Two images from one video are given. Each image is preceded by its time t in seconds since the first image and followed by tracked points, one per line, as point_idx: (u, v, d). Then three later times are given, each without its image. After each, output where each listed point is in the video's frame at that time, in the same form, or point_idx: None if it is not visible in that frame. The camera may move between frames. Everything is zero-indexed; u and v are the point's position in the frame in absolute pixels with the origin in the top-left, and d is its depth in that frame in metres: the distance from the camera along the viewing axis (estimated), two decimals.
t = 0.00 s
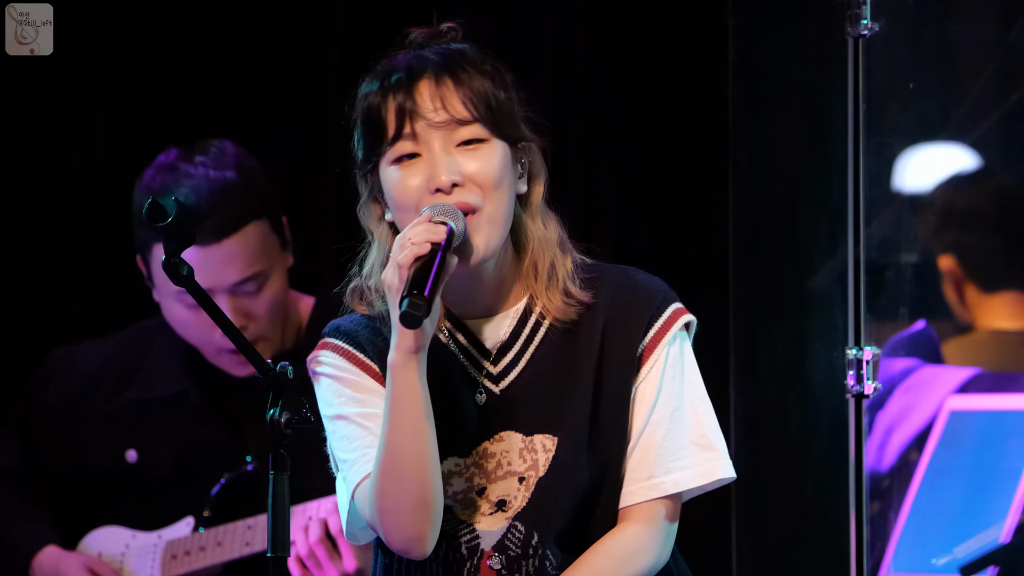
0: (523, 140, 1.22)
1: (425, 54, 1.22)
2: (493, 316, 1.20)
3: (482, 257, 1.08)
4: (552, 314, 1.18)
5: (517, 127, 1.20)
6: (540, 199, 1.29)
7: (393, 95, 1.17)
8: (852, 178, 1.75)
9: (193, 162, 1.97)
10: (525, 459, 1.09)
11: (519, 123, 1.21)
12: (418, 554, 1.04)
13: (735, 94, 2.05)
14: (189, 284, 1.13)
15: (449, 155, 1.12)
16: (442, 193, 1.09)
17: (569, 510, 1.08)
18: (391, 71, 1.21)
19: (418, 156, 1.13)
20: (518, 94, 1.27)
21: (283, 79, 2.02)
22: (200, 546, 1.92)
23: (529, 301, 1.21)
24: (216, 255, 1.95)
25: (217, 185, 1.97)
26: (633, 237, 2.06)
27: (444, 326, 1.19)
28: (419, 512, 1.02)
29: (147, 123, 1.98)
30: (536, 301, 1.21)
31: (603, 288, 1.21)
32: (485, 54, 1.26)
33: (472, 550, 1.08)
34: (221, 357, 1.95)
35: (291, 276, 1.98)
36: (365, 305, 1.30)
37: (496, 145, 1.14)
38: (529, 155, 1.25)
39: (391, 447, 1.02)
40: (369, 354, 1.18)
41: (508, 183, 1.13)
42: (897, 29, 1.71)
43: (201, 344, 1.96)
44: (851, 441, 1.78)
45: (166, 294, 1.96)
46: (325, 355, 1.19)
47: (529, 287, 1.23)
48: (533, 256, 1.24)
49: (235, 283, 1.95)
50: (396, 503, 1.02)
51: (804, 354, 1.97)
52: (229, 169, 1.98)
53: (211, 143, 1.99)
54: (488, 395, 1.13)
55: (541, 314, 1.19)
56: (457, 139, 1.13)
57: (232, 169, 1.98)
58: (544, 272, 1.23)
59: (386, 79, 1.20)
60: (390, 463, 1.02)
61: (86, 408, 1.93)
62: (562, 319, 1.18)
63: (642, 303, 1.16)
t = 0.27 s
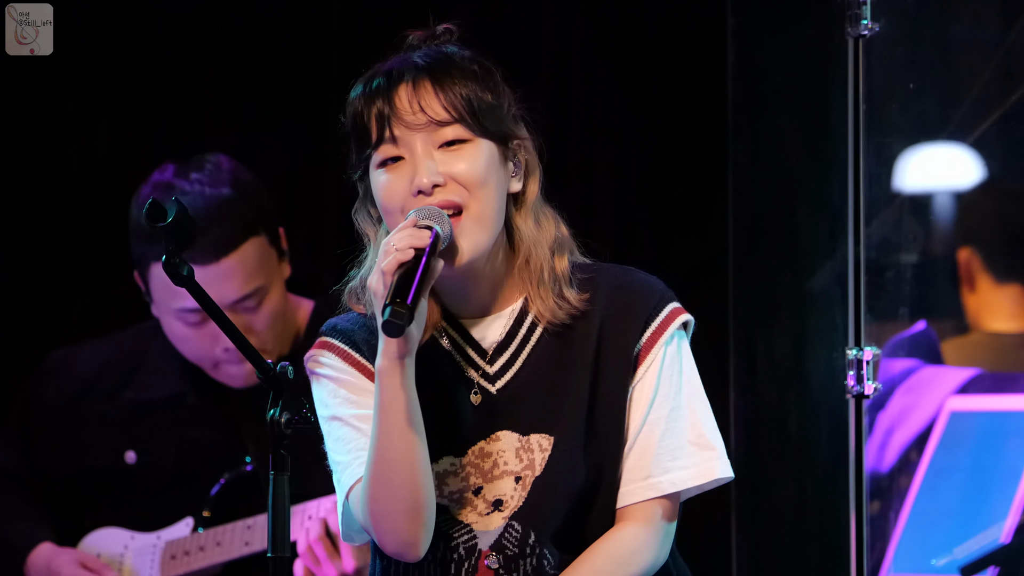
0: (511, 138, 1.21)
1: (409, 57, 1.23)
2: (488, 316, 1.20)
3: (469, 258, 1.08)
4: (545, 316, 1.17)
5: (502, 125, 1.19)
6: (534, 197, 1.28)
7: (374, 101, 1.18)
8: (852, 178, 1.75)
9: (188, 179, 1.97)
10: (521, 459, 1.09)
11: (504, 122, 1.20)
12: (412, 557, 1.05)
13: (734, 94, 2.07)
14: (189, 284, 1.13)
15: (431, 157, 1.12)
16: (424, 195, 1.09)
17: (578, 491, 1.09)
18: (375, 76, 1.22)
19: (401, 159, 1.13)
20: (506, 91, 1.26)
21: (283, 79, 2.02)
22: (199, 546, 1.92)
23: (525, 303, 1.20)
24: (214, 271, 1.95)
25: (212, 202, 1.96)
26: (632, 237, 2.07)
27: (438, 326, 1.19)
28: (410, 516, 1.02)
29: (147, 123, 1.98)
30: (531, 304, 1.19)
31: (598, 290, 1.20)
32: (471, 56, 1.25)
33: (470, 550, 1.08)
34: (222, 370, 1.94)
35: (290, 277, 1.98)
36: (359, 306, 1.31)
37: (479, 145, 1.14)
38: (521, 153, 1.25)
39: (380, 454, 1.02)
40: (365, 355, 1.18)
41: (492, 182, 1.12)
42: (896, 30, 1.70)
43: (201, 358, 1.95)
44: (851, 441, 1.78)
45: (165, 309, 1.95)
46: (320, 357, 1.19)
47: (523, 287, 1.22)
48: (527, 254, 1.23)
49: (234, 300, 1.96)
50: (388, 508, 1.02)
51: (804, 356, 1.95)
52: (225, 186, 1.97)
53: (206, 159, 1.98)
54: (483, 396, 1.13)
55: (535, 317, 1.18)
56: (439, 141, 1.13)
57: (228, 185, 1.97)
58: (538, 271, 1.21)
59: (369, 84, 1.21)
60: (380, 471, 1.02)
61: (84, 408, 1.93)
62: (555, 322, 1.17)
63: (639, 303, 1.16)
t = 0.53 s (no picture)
0: (513, 132, 1.21)
1: (411, 51, 1.23)
2: (488, 309, 1.21)
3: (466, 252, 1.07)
4: (546, 310, 1.18)
5: (505, 120, 1.19)
6: (536, 191, 1.28)
7: (377, 94, 1.18)
8: (852, 178, 1.75)
9: (182, 182, 1.97)
10: (518, 453, 1.09)
11: (506, 117, 1.20)
12: (407, 545, 1.05)
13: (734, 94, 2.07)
14: (189, 284, 1.13)
15: (432, 150, 1.11)
16: (426, 188, 1.08)
17: (572, 490, 1.08)
18: (377, 70, 1.22)
19: (404, 152, 1.13)
20: (509, 86, 1.27)
21: (283, 79, 2.02)
22: (200, 547, 1.91)
23: (525, 297, 1.21)
24: (210, 274, 1.95)
25: (207, 206, 1.96)
26: (633, 237, 2.07)
27: (439, 321, 1.21)
28: (405, 504, 1.02)
29: (147, 123, 1.98)
30: (532, 298, 1.20)
31: (598, 284, 1.20)
32: (474, 51, 1.25)
33: (469, 545, 1.07)
34: (220, 370, 1.95)
35: (291, 277, 1.98)
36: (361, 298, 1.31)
37: (482, 139, 1.14)
38: (524, 148, 1.25)
39: (375, 441, 1.02)
40: (364, 345, 1.18)
41: (492, 176, 1.12)
42: (896, 30, 1.70)
43: (199, 359, 1.95)
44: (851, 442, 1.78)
45: (162, 312, 1.95)
46: (316, 347, 1.19)
47: (524, 280, 1.22)
48: (528, 248, 1.24)
49: (231, 301, 1.96)
50: (383, 494, 1.02)
51: (804, 357, 1.94)
52: (219, 189, 1.97)
53: (200, 161, 1.98)
54: (481, 389, 1.13)
55: (536, 310, 1.19)
56: (441, 134, 1.13)
57: (221, 189, 1.97)
58: (539, 265, 1.22)
59: (371, 78, 1.21)
60: (375, 456, 1.02)
61: (85, 408, 1.93)
62: (557, 315, 1.17)
63: (638, 299, 1.16)
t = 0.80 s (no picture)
0: (518, 127, 1.21)
1: (418, 44, 1.23)
2: (488, 303, 1.20)
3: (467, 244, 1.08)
4: (546, 305, 1.17)
5: (509, 114, 1.19)
6: (539, 187, 1.28)
7: (383, 86, 1.18)
8: (852, 179, 1.75)
9: (179, 180, 1.96)
10: (517, 445, 1.09)
11: (511, 113, 1.20)
12: (405, 536, 1.05)
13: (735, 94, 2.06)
14: (189, 284, 1.13)
15: (436, 142, 1.11)
16: (428, 179, 1.08)
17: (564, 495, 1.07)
18: (383, 62, 1.22)
19: (407, 143, 1.13)
20: (514, 83, 1.27)
21: (283, 79, 2.01)
22: (200, 548, 1.91)
23: (526, 293, 1.19)
24: (206, 272, 1.96)
25: (202, 205, 1.96)
26: (633, 237, 2.07)
27: (439, 313, 1.21)
28: (404, 494, 1.02)
29: (147, 123, 1.98)
30: (533, 294, 1.19)
31: (599, 281, 1.19)
32: (482, 45, 1.25)
33: (471, 539, 1.07)
34: (216, 367, 1.94)
35: (293, 278, 1.99)
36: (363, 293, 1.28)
37: (485, 132, 1.14)
38: (529, 144, 1.25)
39: (374, 430, 1.03)
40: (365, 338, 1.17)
41: (495, 170, 1.12)
42: (897, 31, 1.70)
43: (195, 355, 1.94)
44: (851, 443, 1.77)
45: (159, 309, 1.94)
46: (317, 339, 1.19)
47: (524, 275, 1.21)
48: (529, 243, 1.23)
49: (227, 300, 1.96)
50: (381, 484, 1.03)
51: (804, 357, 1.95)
52: (215, 188, 1.97)
53: (200, 159, 1.98)
54: (481, 382, 1.13)
55: (536, 306, 1.18)
56: (445, 126, 1.13)
57: (217, 188, 1.97)
58: (540, 260, 1.21)
59: (378, 70, 1.21)
60: (374, 446, 1.03)
61: (85, 408, 1.93)
62: (557, 310, 1.16)
63: (637, 295, 1.15)
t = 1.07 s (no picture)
0: (517, 123, 1.21)
1: (421, 37, 1.23)
2: (487, 297, 1.20)
3: (459, 236, 1.08)
4: (542, 300, 1.16)
5: (509, 109, 1.19)
6: (540, 183, 1.29)
7: (383, 78, 1.19)
8: (852, 177, 1.76)
9: (177, 192, 1.97)
10: (513, 437, 1.08)
11: (510, 108, 1.20)
12: (397, 524, 1.05)
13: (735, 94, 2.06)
14: (190, 286, 1.13)
15: (433, 134, 1.12)
16: (423, 169, 1.08)
17: (560, 475, 1.07)
18: (385, 54, 1.22)
19: (404, 134, 1.14)
20: (517, 78, 1.26)
21: (283, 79, 2.01)
22: (201, 549, 1.91)
23: (524, 288, 1.19)
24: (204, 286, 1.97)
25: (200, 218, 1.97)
26: (633, 238, 2.07)
27: (437, 306, 1.21)
28: (396, 479, 1.02)
29: (147, 123, 1.98)
30: (531, 289, 1.18)
31: (597, 277, 1.18)
32: (485, 39, 1.25)
33: (469, 530, 1.06)
34: (215, 378, 1.94)
35: (293, 279, 1.99)
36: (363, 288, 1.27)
37: (483, 126, 1.14)
38: (529, 139, 1.25)
39: (366, 415, 1.03)
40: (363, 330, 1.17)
41: (491, 163, 1.11)
42: (896, 31, 1.71)
43: (194, 367, 1.94)
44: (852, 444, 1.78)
45: (158, 322, 1.95)
46: (318, 331, 1.19)
47: (522, 270, 1.21)
48: (528, 239, 1.23)
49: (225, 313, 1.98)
50: (372, 469, 1.03)
51: (805, 356, 1.94)
52: (213, 202, 1.98)
53: (197, 171, 1.98)
54: (478, 375, 1.13)
55: (534, 302, 1.17)
56: (443, 118, 1.13)
57: (215, 201, 1.98)
58: (538, 256, 1.21)
59: (379, 62, 1.22)
60: (365, 431, 1.03)
61: (86, 408, 1.93)
62: (553, 306, 1.16)
63: (633, 290, 1.14)
